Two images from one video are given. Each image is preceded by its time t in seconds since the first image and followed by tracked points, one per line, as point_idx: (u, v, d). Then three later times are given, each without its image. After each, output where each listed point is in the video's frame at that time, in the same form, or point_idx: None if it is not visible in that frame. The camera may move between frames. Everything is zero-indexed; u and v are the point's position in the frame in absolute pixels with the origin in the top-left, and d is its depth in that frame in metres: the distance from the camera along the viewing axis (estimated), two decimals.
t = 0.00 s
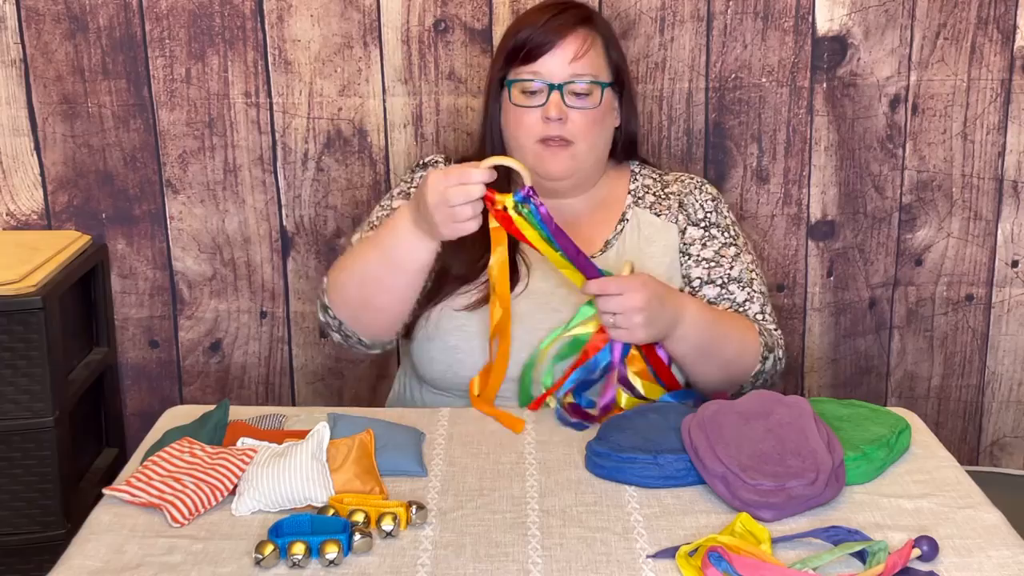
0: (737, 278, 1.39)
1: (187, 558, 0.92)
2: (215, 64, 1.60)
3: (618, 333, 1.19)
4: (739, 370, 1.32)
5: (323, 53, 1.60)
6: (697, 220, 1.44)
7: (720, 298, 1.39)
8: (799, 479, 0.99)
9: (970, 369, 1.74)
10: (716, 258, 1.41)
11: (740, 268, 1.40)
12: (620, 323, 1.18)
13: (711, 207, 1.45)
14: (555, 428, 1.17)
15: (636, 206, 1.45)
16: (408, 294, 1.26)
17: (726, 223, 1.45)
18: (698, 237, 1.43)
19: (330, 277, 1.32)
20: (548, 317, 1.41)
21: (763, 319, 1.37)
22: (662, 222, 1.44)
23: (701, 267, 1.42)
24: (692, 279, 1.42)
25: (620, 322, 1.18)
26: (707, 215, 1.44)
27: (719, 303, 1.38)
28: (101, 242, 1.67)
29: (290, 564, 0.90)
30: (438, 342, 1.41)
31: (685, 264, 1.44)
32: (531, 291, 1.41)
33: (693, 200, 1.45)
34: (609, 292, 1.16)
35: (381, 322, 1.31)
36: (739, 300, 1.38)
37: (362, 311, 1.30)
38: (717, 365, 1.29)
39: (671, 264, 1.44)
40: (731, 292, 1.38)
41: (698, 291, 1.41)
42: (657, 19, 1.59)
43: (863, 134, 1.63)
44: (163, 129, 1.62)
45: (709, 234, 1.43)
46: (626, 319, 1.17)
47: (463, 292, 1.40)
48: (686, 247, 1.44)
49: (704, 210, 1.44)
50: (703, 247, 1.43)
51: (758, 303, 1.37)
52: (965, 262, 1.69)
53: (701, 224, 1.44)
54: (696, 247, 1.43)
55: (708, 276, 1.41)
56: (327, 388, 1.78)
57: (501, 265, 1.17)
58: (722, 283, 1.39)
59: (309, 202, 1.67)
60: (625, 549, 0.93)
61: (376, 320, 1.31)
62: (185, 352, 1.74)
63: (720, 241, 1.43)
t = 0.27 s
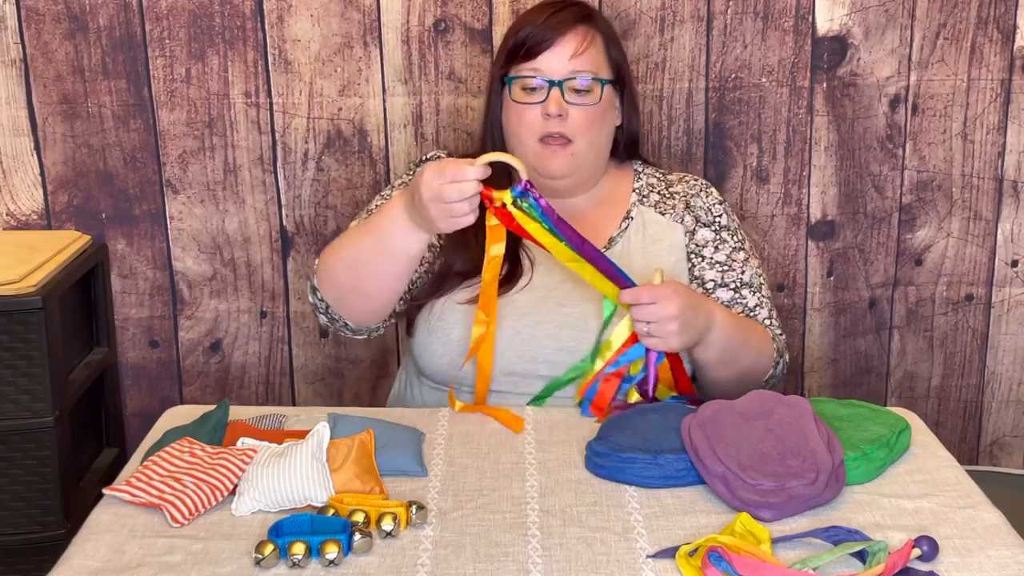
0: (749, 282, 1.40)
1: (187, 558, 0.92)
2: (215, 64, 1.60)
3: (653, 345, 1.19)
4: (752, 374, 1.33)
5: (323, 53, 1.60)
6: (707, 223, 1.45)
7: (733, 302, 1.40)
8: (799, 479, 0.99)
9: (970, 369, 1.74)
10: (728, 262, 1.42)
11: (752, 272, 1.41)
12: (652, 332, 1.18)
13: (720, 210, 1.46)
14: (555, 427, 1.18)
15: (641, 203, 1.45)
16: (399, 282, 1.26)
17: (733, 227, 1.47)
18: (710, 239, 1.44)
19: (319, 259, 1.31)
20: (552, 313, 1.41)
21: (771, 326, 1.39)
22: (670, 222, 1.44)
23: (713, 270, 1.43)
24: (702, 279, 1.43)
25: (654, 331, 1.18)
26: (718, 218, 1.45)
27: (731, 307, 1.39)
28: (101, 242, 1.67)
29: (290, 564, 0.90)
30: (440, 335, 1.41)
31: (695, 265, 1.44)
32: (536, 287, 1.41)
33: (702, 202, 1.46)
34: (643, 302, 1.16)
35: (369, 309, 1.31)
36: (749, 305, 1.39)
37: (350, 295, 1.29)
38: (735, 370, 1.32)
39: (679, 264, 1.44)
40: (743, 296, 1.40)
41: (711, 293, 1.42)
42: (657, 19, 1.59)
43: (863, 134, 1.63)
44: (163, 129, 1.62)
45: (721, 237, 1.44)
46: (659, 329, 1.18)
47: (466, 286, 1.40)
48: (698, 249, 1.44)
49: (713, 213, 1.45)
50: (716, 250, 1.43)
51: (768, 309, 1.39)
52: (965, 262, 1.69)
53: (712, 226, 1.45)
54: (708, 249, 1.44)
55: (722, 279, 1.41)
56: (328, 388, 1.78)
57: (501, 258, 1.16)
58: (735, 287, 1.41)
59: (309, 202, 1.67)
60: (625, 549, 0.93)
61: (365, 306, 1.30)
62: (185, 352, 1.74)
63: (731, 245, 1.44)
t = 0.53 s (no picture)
0: (761, 287, 1.41)
1: (187, 558, 0.92)
2: (215, 64, 1.60)
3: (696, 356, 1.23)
4: (773, 374, 1.39)
5: (323, 53, 1.60)
6: (716, 226, 1.44)
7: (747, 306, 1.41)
8: (799, 479, 0.99)
9: (970, 369, 1.74)
10: (741, 266, 1.43)
11: (764, 276, 1.42)
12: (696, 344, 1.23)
13: (727, 214, 1.46)
14: (555, 427, 1.18)
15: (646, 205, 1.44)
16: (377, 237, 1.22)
17: (741, 230, 1.47)
18: (722, 243, 1.44)
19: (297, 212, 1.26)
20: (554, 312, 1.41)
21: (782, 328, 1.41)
22: (677, 224, 1.44)
23: (729, 274, 1.42)
24: (718, 283, 1.43)
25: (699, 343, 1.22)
26: (725, 222, 1.45)
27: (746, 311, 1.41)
28: (101, 242, 1.67)
29: (290, 564, 0.90)
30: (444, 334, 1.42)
31: (710, 268, 1.43)
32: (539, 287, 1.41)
33: (710, 205, 1.45)
34: (686, 315, 1.20)
35: (342, 264, 1.26)
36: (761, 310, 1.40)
37: (327, 246, 1.24)
38: (760, 378, 1.37)
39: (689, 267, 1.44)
40: (756, 300, 1.41)
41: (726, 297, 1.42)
42: (657, 19, 1.59)
43: (863, 134, 1.63)
44: (163, 129, 1.62)
45: (732, 241, 1.44)
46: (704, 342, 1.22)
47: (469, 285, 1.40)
48: (711, 253, 1.44)
49: (720, 216, 1.45)
50: (729, 254, 1.43)
51: (778, 314, 1.42)
52: (965, 262, 1.69)
53: (721, 229, 1.45)
54: (721, 254, 1.43)
55: (736, 283, 1.42)
56: (328, 388, 1.78)
57: (476, 226, 1.14)
58: (749, 291, 1.41)
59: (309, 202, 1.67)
60: (625, 549, 0.93)
61: (340, 261, 1.25)
62: (185, 352, 1.74)
63: (741, 248, 1.44)
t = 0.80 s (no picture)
0: (762, 288, 1.41)
1: (187, 558, 0.92)
2: (215, 64, 1.60)
3: (708, 361, 1.23)
4: (778, 374, 1.39)
5: (323, 53, 1.60)
6: (718, 228, 1.44)
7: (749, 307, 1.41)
8: (799, 479, 0.99)
9: (970, 369, 1.74)
10: (743, 268, 1.42)
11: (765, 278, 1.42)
12: (707, 351, 1.23)
13: (729, 215, 1.46)
14: (555, 427, 1.18)
15: (648, 206, 1.45)
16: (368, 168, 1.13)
17: (742, 232, 1.47)
18: (724, 244, 1.44)
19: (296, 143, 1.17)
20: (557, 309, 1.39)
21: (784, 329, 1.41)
22: (679, 225, 1.44)
23: (731, 275, 1.42)
24: (721, 284, 1.42)
25: (711, 350, 1.23)
26: (727, 223, 1.45)
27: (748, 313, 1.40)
28: (101, 242, 1.66)
29: (290, 564, 0.90)
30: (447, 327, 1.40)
31: (712, 269, 1.43)
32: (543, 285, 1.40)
33: (712, 206, 1.46)
34: (696, 324, 1.21)
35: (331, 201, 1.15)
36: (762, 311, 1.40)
37: (319, 175, 1.13)
38: (766, 380, 1.38)
39: (691, 268, 1.44)
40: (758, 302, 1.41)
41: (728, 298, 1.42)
42: (657, 19, 1.59)
43: (863, 134, 1.63)
44: (163, 129, 1.62)
45: (733, 242, 1.44)
46: (715, 348, 1.22)
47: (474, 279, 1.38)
48: (713, 254, 1.44)
49: (722, 217, 1.45)
50: (731, 255, 1.43)
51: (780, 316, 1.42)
52: (965, 262, 1.69)
53: (723, 231, 1.44)
54: (723, 255, 1.43)
55: (738, 285, 1.41)
56: (328, 388, 1.78)
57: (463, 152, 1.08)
58: (751, 293, 1.41)
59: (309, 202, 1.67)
60: (625, 549, 0.93)
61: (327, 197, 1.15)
62: (185, 352, 1.74)
63: (743, 250, 1.44)
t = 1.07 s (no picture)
0: (761, 289, 1.42)
1: (187, 558, 0.92)
2: (215, 64, 1.60)
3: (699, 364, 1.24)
4: (777, 373, 1.39)
5: (323, 53, 1.60)
6: (717, 228, 1.44)
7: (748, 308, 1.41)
8: (799, 479, 0.99)
9: (970, 369, 1.74)
10: (741, 268, 1.43)
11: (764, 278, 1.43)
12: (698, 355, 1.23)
13: (728, 216, 1.46)
14: (555, 427, 1.17)
15: (648, 206, 1.44)
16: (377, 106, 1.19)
17: (741, 232, 1.47)
18: (723, 245, 1.43)
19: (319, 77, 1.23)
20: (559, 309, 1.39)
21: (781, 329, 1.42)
22: (679, 224, 1.43)
23: (729, 276, 1.43)
24: (719, 284, 1.43)
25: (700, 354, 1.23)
26: (726, 223, 1.45)
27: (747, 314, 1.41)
28: (101, 242, 1.67)
29: (290, 564, 0.90)
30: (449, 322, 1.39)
31: (711, 269, 1.43)
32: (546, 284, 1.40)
33: (711, 206, 1.45)
34: (685, 332, 1.21)
35: (339, 134, 1.22)
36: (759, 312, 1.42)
37: (329, 104, 1.20)
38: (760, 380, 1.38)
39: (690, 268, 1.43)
40: (756, 303, 1.42)
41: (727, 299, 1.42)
42: (657, 19, 1.59)
43: (863, 134, 1.63)
44: (163, 129, 1.62)
45: (733, 243, 1.44)
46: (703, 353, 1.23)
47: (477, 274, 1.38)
48: (712, 254, 1.43)
49: (722, 218, 1.45)
50: (729, 256, 1.43)
51: (778, 317, 1.43)
52: (965, 262, 1.69)
53: (722, 231, 1.44)
54: (722, 255, 1.43)
55: (737, 285, 1.42)
56: (328, 388, 1.78)
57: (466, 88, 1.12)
58: (750, 294, 1.42)
59: (309, 202, 1.67)
60: (625, 549, 0.93)
61: (334, 128, 1.22)
62: (185, 352, 1.74)
63: (741, 250, 1.44)
